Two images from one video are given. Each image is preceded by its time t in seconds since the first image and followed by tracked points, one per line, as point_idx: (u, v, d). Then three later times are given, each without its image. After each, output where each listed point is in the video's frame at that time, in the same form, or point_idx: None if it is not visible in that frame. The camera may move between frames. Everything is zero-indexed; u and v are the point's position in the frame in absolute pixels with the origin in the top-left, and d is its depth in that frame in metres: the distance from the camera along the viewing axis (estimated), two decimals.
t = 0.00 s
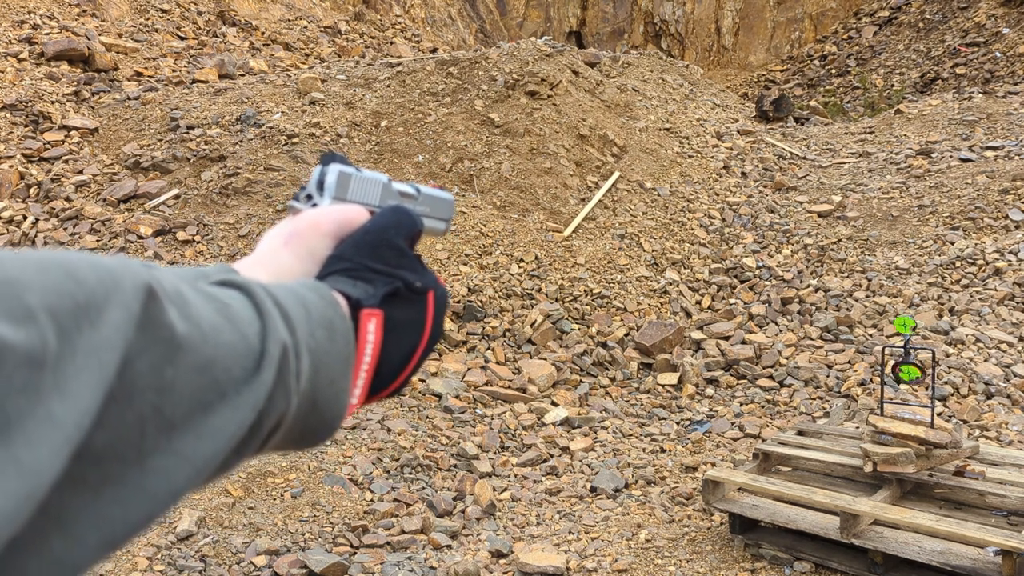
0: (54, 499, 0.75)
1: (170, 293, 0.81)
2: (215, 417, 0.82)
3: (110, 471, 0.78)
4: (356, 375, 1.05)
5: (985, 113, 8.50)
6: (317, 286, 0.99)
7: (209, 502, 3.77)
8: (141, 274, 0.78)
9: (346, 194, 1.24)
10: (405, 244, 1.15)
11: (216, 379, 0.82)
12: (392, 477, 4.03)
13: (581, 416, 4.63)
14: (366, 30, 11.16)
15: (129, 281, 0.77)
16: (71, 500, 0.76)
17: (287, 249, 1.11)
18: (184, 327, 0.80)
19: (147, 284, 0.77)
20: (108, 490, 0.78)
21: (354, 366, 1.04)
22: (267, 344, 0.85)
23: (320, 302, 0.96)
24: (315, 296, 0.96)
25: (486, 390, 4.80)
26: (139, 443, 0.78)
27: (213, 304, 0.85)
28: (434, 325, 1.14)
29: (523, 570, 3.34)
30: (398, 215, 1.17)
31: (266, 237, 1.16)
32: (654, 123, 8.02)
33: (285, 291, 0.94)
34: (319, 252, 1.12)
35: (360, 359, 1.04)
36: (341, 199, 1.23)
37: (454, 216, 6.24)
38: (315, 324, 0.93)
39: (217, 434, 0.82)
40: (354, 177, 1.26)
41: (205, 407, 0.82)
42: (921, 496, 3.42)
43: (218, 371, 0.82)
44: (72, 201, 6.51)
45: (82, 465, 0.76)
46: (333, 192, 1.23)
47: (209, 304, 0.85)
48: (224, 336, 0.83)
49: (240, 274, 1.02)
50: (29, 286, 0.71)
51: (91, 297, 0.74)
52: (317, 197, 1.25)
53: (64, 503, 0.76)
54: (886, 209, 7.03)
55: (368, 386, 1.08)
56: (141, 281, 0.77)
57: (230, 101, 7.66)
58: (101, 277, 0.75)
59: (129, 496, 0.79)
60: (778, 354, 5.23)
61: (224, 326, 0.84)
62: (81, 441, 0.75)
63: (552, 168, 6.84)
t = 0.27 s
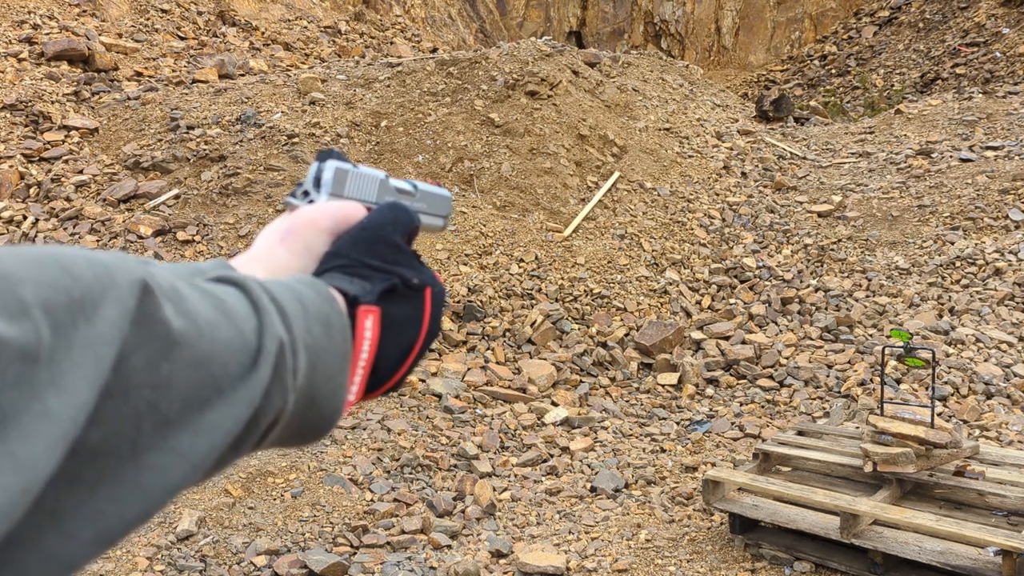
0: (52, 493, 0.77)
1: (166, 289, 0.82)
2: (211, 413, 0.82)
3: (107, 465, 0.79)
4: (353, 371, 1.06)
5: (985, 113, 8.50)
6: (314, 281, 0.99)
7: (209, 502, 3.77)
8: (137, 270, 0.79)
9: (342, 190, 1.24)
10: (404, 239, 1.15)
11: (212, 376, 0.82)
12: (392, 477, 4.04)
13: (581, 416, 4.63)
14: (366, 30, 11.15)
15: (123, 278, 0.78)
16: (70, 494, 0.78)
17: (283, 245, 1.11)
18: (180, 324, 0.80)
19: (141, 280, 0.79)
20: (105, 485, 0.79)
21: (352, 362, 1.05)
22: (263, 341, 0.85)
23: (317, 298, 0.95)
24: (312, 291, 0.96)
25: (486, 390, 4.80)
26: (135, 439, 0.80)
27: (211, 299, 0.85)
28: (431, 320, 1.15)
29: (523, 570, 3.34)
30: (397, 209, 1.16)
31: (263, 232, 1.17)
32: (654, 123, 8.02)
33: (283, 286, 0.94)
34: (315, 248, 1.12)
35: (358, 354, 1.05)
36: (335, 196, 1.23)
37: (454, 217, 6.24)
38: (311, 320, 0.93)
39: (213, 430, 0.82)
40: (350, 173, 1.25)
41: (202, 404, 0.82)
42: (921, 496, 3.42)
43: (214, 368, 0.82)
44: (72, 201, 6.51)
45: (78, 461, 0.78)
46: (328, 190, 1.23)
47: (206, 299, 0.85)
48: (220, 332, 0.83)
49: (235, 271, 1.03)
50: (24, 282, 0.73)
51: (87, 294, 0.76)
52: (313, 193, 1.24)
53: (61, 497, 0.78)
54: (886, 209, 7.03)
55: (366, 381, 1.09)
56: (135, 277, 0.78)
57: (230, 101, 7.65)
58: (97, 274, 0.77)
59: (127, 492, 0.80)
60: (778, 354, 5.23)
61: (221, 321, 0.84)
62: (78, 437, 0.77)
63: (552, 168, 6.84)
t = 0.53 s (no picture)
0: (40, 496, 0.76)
1: (158, 287, 0.81)
2: (206, 413, 0.82)
3: (98, 466, 0.78)
4: (350, 370, 1.06)
5: (985, 113, 8.50)
6: (311, 279, 0.98)
7: (209, 502, 3.77)
8: (128, 268, 0.78)
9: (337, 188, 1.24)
10: (403, 236, 1.16)
11: (207, 375, 0.82)
12: (392, 477, 4.04)
13: (581, 416, 4.63)
14: (366, 30, 11.15)
15: (114, 276, 0.77)
16: (60, 497, 0.77)
17: (280, 243, 1.10)
18: (173, 322, 0.80)
19: (133, 277, 0.78)
20: (97, 487, 0.78)
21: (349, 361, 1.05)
22: (259, 339, 0.85)
23: (313, 296, 0.95)
24: (309, 289, 0.96)
25: (486, 390, 4.80)
26: (127, 439, 0.79)
27: (204, 297, 0.85)
28: (429, 319, 1.16)
29: (523, 570, 3.34)
30: (396, 208, 1.16)
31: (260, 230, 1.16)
32: (654, 123, 8.02)
33: (278, 283, 0.94)
34: (312, 246, 1.11)
35: (355, 353, 1.05)
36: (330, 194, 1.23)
37: (454, 217, 6.24)
38: (307, 318, 0.93)
39: (207, 430, 0.82)
40: (347, 171, 1.25)
41: (196, 403, 0.82)
42: (921, 496, 3.42)
43: (209, 366, 0.81)
44: (72, 201, 6.51)
45: (67, 464, 0.76)
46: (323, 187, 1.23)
47: (200, 298, 0.84)
48: (214, 330, 0.83)
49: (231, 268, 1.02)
50: (11, 280, 0.71)
51: (77, 291, 0.74)
52: (310, 191, 1.26)
53: (51, 500, 0.76)
54: (886, 209, 7.03)
55: (363, 381, 1.09)
56: (125, 275, 0.77)
57: (229, 101, 7.65)
58: (86, 271, 0.76)
59: (118, 493, 0.79)
60: (778, 354, 5.23)
61: (215, 319, 0.83)
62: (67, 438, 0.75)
63: (552, 168, 6.83)
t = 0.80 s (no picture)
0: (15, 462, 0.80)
1: (132, 259, 0.83)
2: (180, 388, 0.85)
3: (74, 435, 0.82)
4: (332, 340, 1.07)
5: (985, 108, 8.48)
6: (292, 249, 1.00)
7: (210, 496, 3.78)
8: (99, 242, 0.80)
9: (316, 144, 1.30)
10: (387, 206, 1.19)
11: (181, 350, 0.84)
12: (392, 472, 4.05)
13: (581, 411, 4.63)
14: (366, 24, 11.11)
15: (85, 250, 0.79)
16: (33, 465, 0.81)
17: (255, 212, 1.19)
18: (146, 297, 0.82)
19: (104, 252, 0.79)
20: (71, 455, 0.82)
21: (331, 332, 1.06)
22: (235, 314, 0.87)
23: (293, 268, 0.97)
24: (291, 259, 0.98)
25: (486, 386, 4.79)
26: (100, 412, 0.82)
27: (180, 271, 0.87)
28: (417, 288, 1.17)
29: (523, 565, 3.36)
30: (378, 178, 1.22)
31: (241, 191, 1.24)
32: (654, 118, 8.01)
33: (256, 254, 0.95)
34: (287, 214, 1.19)
35: (337, 324, 1.06)
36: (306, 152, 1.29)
37: (454, 212, 6.24)
38: (286, 290, 0.95)
39: (182, 405, 0.85)
40: (322, 124, 1.31)
41: (171, 379, 0.85)
42: (921, 491, 3.44)
43: (183, 342, 0.84)
44: (71, 197, 6.51)
45: (41, 434, 0.80)
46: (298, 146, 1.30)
47: (176, 271, 0.87)
48: (188, 306, 0.85)
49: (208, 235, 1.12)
50: None
51: (45, 266, 0.77)
52: (286, 147, 1.31)
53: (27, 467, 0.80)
54: (886, 204, 7.01)
55: (347, 350, 1.11)
56: (96, 249, 0.79)
57: (229, 96, 7.62)
58: (57, 246, 0.78)
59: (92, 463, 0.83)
60: (778, 349, 5.23)
61: (190, 294, 0.86)
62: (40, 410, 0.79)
63: (552, 163, 6.82)
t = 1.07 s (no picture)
0: None
1: (105, 319, 0.84)
2: (150, 450, 0.85)
3: (38, 498, 0.82)
4: (313, 405, 1.07)
5: (985, 108, 8.48)
6: (272, 307, 1.01)
7: (210, 497, 3.78)
8: (69, 300, 0.81)
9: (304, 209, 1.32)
10: (373, 264, 1.19)
11: (151, 412, 0.85)
12: (392, 472, 4.05)
13: (581, 411, 4.63)
14: (366, 23, 11.11)
15: (56, 309, 0.79)
16: None
17: (244, 274, 1.19)
18: (116, 357, 0.83)
19: (76, 311, 0.80)
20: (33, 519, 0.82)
21: (312, 395, 1.07)
22: (209, 374, 0.88)
23: (275, 327, 0.97)
24: (271, 318, 0.98)
25: (486, 386, 4.80)
26: (65, 473, 0.82)
27: (153, 330, 0.88)
28: (403, 348, 1.18)
29: (523, 565, 3.36)
30: (367, 238, 1.21)
31: (229, 257, 1.24)
32: (654, 118, 8.01)
33: (236, 310, 0.96)
34: (277, 275, 1.19)
35: (319, 385, 1.07)
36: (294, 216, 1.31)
37: (454, 213, 6.25)
38: (265, 349, 0.95)
39: (151, 467, 0.85)
40: (312, 190, 1.33)
41: (140, 440, 0.85)
42: (921, 491, 3.44)
43: (154, 403, 0.85)
44: (72, 197, 6.51)
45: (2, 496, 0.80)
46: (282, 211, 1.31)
47: (150, 330, 0.87)
48: (160, 364, 0.86)
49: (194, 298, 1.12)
50: None
51: (11, 324, 0.77)
52: (273, 213, 1.33)
53: None
54: (886, 204, 7.02)
55: (329, 414, 1.11)
56: (67, 307, 0.80)
57: (229, 95, 7.63)
58: (27, 304, 0.78)
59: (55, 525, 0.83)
60: (778, 349, 5.23)
61: (162, 353, 0.86)
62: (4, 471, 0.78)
63: (552, 163, 6.82)
